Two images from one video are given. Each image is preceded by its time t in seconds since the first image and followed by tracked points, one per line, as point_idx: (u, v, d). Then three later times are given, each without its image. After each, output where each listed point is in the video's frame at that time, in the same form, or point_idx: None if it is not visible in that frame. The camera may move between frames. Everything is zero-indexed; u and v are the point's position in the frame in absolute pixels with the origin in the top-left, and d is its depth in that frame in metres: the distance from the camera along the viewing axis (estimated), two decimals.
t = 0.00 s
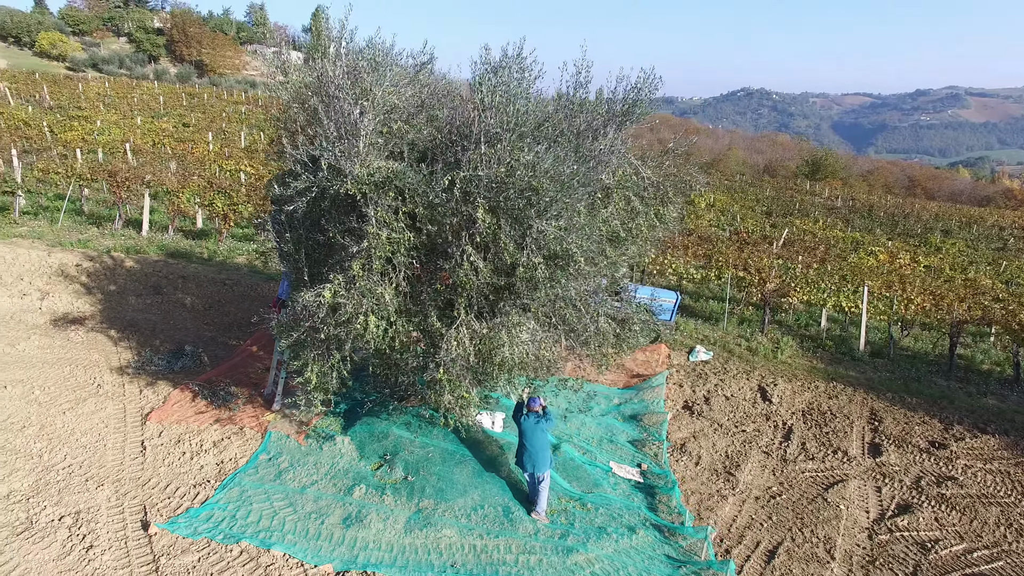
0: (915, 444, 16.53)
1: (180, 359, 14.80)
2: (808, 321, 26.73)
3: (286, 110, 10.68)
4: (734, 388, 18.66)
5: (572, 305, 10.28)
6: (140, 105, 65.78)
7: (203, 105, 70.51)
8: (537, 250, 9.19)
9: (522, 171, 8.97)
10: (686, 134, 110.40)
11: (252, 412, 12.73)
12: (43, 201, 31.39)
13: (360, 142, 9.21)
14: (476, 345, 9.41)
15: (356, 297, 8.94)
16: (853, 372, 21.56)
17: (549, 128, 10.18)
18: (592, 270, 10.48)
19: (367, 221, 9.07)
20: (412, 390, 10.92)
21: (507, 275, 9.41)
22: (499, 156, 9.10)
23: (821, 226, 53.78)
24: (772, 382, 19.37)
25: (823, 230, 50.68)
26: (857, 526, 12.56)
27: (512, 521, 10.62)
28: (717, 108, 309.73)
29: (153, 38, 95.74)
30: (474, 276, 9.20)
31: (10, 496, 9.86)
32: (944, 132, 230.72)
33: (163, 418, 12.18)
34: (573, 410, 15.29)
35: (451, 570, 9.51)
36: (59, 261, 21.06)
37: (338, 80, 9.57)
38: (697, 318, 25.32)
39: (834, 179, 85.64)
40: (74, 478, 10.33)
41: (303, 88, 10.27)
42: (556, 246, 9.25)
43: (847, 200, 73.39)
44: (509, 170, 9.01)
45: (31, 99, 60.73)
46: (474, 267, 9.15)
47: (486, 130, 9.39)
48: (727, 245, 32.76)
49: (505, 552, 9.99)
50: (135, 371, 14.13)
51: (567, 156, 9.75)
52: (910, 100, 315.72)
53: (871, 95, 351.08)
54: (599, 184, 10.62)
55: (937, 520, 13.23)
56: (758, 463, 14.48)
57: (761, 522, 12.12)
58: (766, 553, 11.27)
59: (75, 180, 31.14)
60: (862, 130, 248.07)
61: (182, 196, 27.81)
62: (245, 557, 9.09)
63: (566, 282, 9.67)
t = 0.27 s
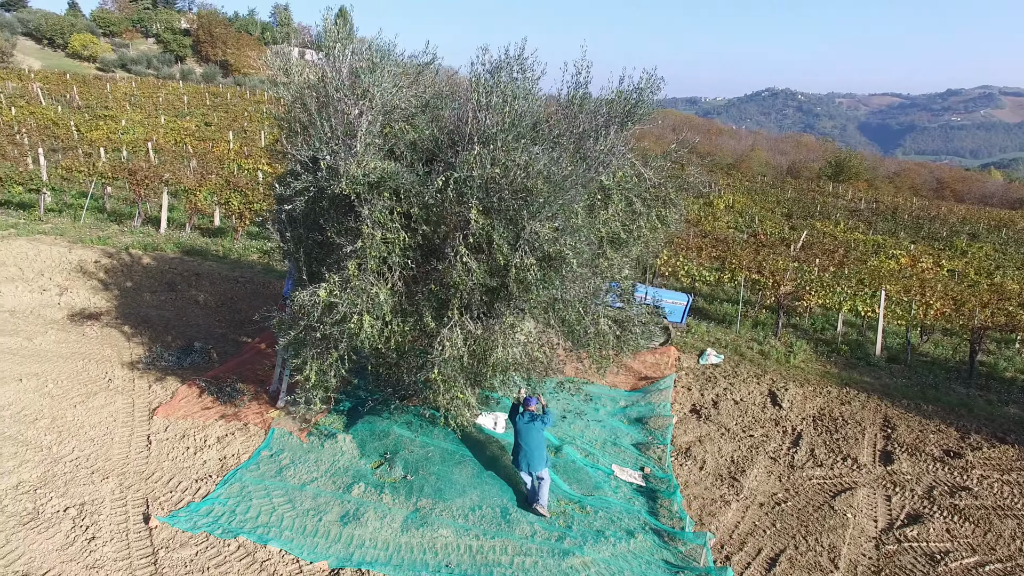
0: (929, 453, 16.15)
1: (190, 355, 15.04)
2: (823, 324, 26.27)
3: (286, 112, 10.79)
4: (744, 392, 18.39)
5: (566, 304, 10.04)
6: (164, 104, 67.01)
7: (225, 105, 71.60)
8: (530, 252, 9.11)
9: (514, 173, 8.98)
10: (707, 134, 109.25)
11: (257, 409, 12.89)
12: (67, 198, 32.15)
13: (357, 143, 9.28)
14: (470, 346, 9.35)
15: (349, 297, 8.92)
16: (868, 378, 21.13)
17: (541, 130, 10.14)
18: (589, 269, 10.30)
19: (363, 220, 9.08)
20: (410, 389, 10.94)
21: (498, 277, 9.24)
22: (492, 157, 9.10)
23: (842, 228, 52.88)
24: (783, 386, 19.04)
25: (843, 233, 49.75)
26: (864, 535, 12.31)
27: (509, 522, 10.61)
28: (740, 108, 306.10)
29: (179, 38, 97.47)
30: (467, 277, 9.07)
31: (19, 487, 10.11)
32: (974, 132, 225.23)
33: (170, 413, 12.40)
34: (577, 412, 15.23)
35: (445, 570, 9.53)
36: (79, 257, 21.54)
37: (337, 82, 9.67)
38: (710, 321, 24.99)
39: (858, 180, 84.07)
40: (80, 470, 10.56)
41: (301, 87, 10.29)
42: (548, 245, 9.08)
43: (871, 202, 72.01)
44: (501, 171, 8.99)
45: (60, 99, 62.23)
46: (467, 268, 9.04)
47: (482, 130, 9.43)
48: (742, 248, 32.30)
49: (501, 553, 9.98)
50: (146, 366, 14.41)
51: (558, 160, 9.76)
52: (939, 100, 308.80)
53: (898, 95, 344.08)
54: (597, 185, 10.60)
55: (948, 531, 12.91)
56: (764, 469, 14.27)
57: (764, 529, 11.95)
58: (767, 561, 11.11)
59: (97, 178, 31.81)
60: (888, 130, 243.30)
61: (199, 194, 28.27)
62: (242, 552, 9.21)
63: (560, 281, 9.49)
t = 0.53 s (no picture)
0: (943, 461, 15.77)
1: (199, 351, 15.28)
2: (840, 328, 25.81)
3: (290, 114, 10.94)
4: (753, 395, 18.13)
5: (564, 303, 10.03)
6: (187, 104, 68.13)
7: (247, 104, 72.60)
8: (524, 253, 9.03)
9: (508, 173, 8.95)
10: (727, 134, 108.04)
11: (262, 405, 13.05)
12: (90, 196, 32.86)
13: (355, 142, 9.30)
14: (465, 346, 9.33)
15: (344, 295, 8.91)
16: (883, 383, 20.69)
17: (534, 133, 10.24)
18: (586, 269, 10.25)
19: (358, 219, 9.03)
20: (410, 388, 10.96)
21: (493, 277, 9.22)
22: (488, 157, 9.08)
23: (864, 231, 51.92)
24: (795, 391, 18.72)
25: (865, 236, 48.84)
26: (871, 544, 12.06)
27: (507, 523, 10.59)
28: (762, 108, 302.24)
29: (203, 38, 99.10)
30: (461, 277, 9.04)
31: (28, 477, 10.35)
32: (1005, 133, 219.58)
33: (177, 408, 12.61)
34: (583, 413, 15.17)
35: (440, 569, 9.54)
36: (97, 253, 22.00)
37: (337, 83, 9.77)
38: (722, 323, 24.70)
39: (882, 182, 82.43)
40: (88, 462, 10.78)
41: (303, 87, 10.40)
42: (543, 245, 9.01)
43: (895, 204, 70.60)
44: (496, 170, 8.94)
45: (88, 98, 63.63)
46: (460, 268, 9.01)
47: (480, 130, 9.39)
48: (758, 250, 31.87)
49: (497, 554, 9.97)
50: (156, 361, 14.67)
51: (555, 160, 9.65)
52: (969, 100, 301.76)
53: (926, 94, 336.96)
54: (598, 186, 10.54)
55: (960, 542, 12.59)
56: (770, 474, 14.05)
57: (766, 535, 11.78)
58: (768, 568, 10.94)
59: (119, 177, 32.47)
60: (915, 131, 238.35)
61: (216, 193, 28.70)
62: (239, 546, 9.32)
63: (554, 281, 9.43)
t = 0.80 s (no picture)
0: (957, 469, 15.41)
1: (208, 347, 15.50)
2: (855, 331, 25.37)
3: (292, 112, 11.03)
4: (762, 399, 17.89)
5: (562, 304, 9.99)
6: (208, 103, 69.13)
7: (267, 104, 73.46)
8: (516, 252, 9.03)
9: (504, 172, 8.86)
10: (748, 134, 106.78)
11: (267, 401, 13.20)
12: (111, 194, 33.53)
13: (353, 142, 9.34)
14: (458, 345, 9.35)
15: (340, 294, 8.97)
16: (898, 389, 20.28)
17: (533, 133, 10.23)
18: (583, 269, 10.20)
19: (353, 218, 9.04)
20: (409, 386, 11.00)
21: (487, 277, 9.23)
22: (483, 156, 9.08)
23: (885, 233, 50.98)
24: (806, 395, 18.43)
25: (887, 238, 47.93)
26: (877, 552, 11.83)
27: (504, 523, 10.59)
28: (786, 109, 297.44)
29: (226, 39, 100.52)
30: (454, 276, 9.06)
31: (37, 468, 10.60)
32: None
33: (183, 403, 12.81)
34: (588, 414, 15.10)
35: (435, 567, 9.56)
36: (114, 250, 22.44)
37: (337, 83, 9.84)
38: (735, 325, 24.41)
39: (906, 183, 80.81)
40: (94, 454, 11.00)
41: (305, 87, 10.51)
42: (536, 245, 9.01)
43: (919, 206, 69.23)
44: (493, 169, 8.89)
45: (114, 98, 64.92)
46: (453, 267, 9.03)
47: (476, 128, 9.35)
48: (773, 252, 31.44)
49: (493, 553, 9.96)
50: (166, 357, 14.92)
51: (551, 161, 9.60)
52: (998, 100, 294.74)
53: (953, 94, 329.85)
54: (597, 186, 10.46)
55: (970, 552, 12.30)
56: (775, 479, 13.85)
57: (769, 541, 11.62)
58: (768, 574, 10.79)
59: (139, 175, 33.09)
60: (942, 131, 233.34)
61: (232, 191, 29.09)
62: (237, 540, 9.44)
63: (547, 280, 9.43)
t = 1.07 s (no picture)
0: (971, 477, 15.03)
1: (217, 343, 15.73)
2: (871, 335, 24.90)
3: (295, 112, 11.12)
4: (772, 402, 17.63)
5: (560, 304, 9.94)
6: (230, 102, 70.17)
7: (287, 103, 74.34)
8: (510, 251, 8.98)
9: (500, 171, 8.85)
10: (769, 134, 105.43)
11: (272, 397, 13.35)
12: (131, 191, 34.19)
13: (352, 140, 9.38)
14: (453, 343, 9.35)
15: (336, 292, 9.04)
16: (913, 394, 19.84)
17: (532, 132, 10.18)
18: (582, 269, 10.13)
19: (349, 216, 9.04)
20: (408, 384, 11.03)
21: (481, 276, 9.18)
22: (478, 154, 9.05)
23: (907, 236, 50.00)
24: (817, 399, 18.10)
25: (909, 240, 46.99)
26: (883, 561, 11.59)
27: (501, 522, 10.57)
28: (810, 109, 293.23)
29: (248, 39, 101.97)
30: (448, 274, 9.04)
31: (45, 459, 10.83)
32: None
33: (190, 397, 13.01)
34: (593, 414, 15.00)
35: (430, 565, 9.58)
36: (131, 246, 22.88)
37: (337, 82, 9.94)
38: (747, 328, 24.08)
39: (931, 184, 79.10)
40: (101, 447, 11.22)
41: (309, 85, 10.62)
42: (530, 245, 8.94)
43: (944, 207, 67.78)
44: (488, 168, 8.85)
45: (139, 98, 66.30)
46: (447, 265, 9.02)
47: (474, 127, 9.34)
48: (789, 253, 30.96)
49: (488, 553, 9.95)
50: (175, 352, 15.17)
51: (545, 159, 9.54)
52: None
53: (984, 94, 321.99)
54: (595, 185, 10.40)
55: (981, 562, 11.99)
56: (781, 484, 13.63)
57: (771, 547, 11.45)
58: None
59: (159, 173, 33.70)
60: (971, 132, 228.07)
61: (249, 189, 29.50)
62: (236, 534, 9.56)
63: (541, 279, 9.38)
